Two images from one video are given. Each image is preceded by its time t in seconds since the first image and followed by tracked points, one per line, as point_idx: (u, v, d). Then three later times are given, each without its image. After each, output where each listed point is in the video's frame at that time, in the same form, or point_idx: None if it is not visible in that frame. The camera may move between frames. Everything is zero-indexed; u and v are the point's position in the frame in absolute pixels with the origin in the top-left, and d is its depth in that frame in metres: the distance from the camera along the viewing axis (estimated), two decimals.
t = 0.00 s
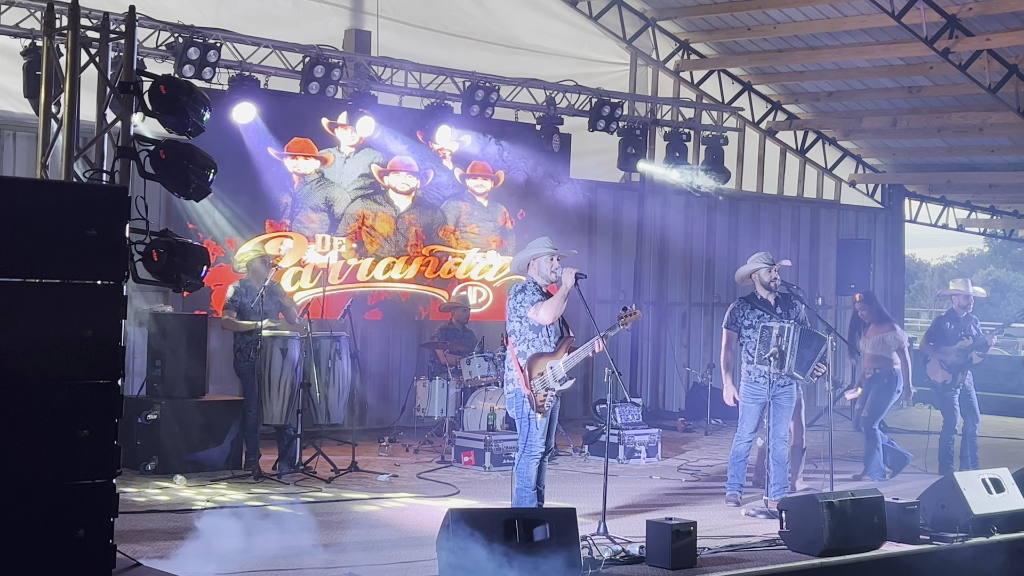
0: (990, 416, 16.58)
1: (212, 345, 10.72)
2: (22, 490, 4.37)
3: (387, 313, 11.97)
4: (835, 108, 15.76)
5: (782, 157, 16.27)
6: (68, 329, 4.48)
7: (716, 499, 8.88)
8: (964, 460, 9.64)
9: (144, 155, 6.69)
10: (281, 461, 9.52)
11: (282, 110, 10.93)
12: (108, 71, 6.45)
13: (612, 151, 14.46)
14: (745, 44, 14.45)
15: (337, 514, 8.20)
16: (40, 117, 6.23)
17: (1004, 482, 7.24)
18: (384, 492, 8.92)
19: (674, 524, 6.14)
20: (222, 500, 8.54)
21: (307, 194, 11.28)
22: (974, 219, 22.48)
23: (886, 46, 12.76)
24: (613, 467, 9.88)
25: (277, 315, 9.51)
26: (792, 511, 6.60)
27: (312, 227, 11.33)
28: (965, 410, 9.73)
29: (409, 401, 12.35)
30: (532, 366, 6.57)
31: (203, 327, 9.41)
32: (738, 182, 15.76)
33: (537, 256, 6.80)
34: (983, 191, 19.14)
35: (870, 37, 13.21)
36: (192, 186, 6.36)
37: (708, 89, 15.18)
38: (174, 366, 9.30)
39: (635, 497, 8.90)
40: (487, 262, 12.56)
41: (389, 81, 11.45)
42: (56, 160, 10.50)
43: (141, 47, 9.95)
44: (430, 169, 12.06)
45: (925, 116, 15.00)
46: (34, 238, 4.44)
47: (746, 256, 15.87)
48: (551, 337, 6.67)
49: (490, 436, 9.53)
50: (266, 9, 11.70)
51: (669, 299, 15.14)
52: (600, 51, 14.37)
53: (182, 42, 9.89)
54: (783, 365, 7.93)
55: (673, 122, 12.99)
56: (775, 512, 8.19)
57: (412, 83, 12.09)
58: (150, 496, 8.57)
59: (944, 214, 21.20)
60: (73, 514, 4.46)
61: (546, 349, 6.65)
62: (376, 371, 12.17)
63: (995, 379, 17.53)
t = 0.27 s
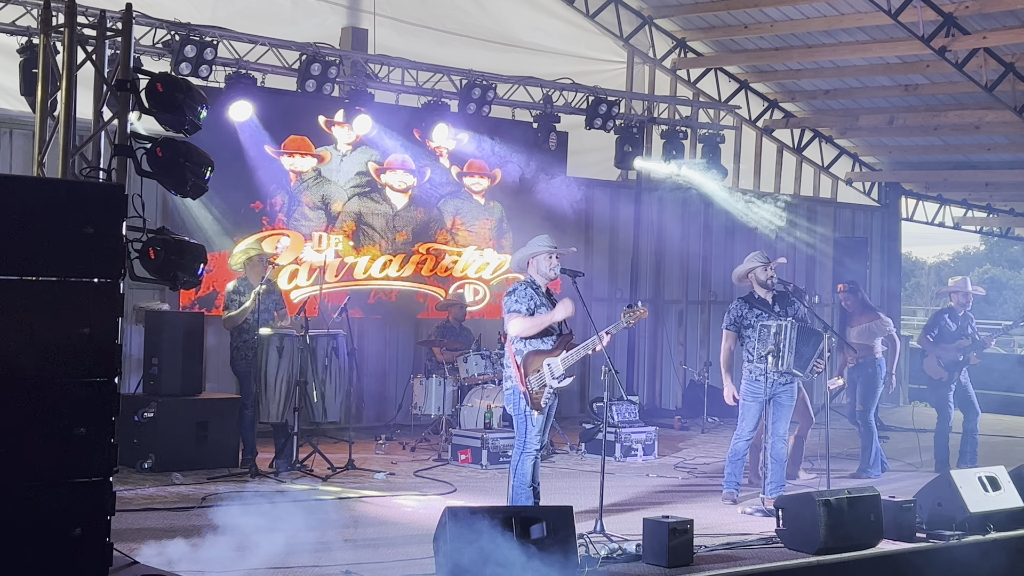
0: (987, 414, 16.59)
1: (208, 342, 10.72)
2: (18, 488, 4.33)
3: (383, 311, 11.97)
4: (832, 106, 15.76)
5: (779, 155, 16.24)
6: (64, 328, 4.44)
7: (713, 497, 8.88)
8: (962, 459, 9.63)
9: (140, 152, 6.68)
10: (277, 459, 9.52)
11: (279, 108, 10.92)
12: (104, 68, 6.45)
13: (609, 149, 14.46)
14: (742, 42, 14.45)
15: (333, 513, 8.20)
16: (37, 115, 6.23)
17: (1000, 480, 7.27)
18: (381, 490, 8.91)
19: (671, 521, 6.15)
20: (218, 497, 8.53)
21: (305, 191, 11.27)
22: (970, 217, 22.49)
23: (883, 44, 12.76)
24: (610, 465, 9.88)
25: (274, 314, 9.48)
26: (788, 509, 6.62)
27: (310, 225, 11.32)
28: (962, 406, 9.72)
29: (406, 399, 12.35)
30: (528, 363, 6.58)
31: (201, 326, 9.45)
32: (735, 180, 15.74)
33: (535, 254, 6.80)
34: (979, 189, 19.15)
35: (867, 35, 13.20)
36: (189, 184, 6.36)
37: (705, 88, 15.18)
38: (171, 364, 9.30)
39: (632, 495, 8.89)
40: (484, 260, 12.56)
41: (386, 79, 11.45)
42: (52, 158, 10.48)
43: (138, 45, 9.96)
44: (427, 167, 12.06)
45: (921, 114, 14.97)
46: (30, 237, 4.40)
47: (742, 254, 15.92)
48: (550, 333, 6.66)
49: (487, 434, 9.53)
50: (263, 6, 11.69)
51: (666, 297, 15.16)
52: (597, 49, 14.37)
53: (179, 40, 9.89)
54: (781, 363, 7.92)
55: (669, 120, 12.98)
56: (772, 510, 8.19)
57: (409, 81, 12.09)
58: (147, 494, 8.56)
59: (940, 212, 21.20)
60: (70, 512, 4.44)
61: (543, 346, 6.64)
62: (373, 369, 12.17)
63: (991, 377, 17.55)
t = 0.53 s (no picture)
0: (982, 412, 16.60)
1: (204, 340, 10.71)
2: (14, 489, 4.21)
3: (379, 308, 11.98)
4: (827, 104, 15.76)
5: (774, 152, 16.22)
6: (61, 326, 4.30)
7: (709, 495, 8.89)
8: (957, 457, 9.62)
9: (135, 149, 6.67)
10: (272, 457, 9.52)
11: (275, 105, 10.90)
12: (99, 65, 6.43)
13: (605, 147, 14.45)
14: (737, 40, 14.44)
15: (329, 511, 8.19)
16: (32, 112, 6.21)
17: (995, 478, 7.28)
18: (377, 488, 8.91)
19: (667, 519, 6.15)
20: (214, 496, 8.53)
21: (300, 189, 11.28)
22: (965, 214, 22.50)
23: (878, 42, 12.75)
24: (606, 463, 9.87)
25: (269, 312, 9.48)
26: (784, 506, 6.63)
27: (305, 222, 11.32)
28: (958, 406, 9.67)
29: (401, 397, 12.36)
30: (522, 360, 6.61)
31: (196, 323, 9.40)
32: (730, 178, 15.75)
33: (532, 252, 6.76)
34: (974, 187, 19.15)
35: (862, 33, 13.19)
36: (184, 182, 6.36)
37: (700, 86, 15.19)
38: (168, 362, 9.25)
39: (627, 493, 8.89)
40: (479, 258, 12.55)
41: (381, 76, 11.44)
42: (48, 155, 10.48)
43: (134, 42, 9.94)
44: (423, 165, 12.04)
45: (917, 112, 14.91)
46: (24, 234, 4.27)
47: (738, 253, 15.93)
48: (544, 330, 6.72)
49: (482, 432, 9.52)
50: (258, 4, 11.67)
51: (661, 295, 15.18)
52: (593, 47, 14.37)
53: (174, 37, 9.87)
54: (778, 362, 7.91)
55: (665, 118, 12.98)
56: (767, 508, 8.22)
57: (405, 79, 12.09)
58: (142, 492, 8.56)
59: (935, 210, 21.19)
60: (68, 513, 4.29)
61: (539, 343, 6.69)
62: (368, 367, 12.17)
63: (987, 375, 17.55)
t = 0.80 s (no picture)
0: (976, 409, 16.62)
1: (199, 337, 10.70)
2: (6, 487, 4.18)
3: (374, 306, 11.98)
4: (822, 101, 15.76)
5: (769, 150, 16.22)
6: (53, 323, 4.28)
7: (703, 492, 8.90)
8: (951, 455, 9.61)
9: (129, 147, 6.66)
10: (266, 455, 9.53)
11: (268, 103, 10.87)
12: (94, 63, 6.41)
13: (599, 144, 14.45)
14: (731, 37, 14.45)
15: (324, 508, 8.20)
16: (26, 110, 6.20)
17: (989, 475, 7.30)
18: (371, 485, 8.92)
19: (660, 516, 6.18)
20: (209, 493, 8.53)
21: (294, 186, 11.28)
22: (959, 212, 22.52)
23: (872, 40, 12.75)
24: (600, 460, 9.88)
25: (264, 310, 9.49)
26: (777, 503, 6.64)
27: (299, 220, 11.32)
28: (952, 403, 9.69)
29: (396, 394, 12.36)
30: (515, 358, 6.63)
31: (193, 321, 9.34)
32: (724, 175, 15.80)
33: (529, 249, 6.80)
34: (968, 184, 19.16)
35: (856, 30, 13.19)
36: (178, 180, 6.35)
37: (695, 83, 15.20)
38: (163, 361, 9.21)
39: (621, 490, 8.90)
40: (474, 255, 12.53)
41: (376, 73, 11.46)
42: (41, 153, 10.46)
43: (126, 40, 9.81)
44: (418, 162, 12.04)
45: (911, 109, 14.91)
46: (18, 233, 4.23)
47: (732, 250, 15.94)
48: (538, 329, 6.71)
49: (477, 429, 9.53)
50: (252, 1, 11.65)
51: (655, 292, 15.19)
52: (587, 44, 14.37)
53: (168, 35, 9.85)
54: (775, 360, 7.83)
55: (659, 115, 12.98)
56: (761, 505, 8.24)
57: (400, 76, 12.08)
58: (136, 490, 8.57)
59: (929, 207, 21.20)
60: (58, 510, 4.29)
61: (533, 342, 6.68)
62: (363, 364, 12.17)
63: (981, 372, 17.57)
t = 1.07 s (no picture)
0: (968, 406, 16.65)
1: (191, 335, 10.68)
2: None
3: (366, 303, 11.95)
4: (814, 99, 15.78)
5: (760, 148, 16.30)
6: (44, 320, 4.25)
7: (695, 489, 8.91)
8: (941, 451, 9.63)
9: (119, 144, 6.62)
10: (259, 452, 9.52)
11: (260, 101, 10.96)
12: (84, 59, 6.35)
13: (592, 141, 14.45)
14: (723, 35, 14.45)
15: (317, 505, 8.19)
16: (15, 107, 6.19)
17: (980, 471, 7.30)
18: (363, 482, 8.91)
19: (653, 513, 6.17)
20: (201, 491, 8.52)
21: (286, 183, 11.24)
22: (950, 209, 22.56)
23: (864, 37, 12.76)
24: (592, 457, 9.88)
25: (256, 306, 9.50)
26: (769, 501, 6.66)
27: (291, 217, 11.29)
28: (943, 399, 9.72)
29: (388, 392, 12.34)
30: (507, 355, 6.64)
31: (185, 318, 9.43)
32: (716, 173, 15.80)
33: (522, 247, 6.76)
34: (959, 181, 19.19)
35: (848, 28, 13.22)
36: (169, 178, 6.31)
37: (687, 80, 15.21)
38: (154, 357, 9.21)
39: (614, 487, 8.91)
40: (466, 252, 12.51)
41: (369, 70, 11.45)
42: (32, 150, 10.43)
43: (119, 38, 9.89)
44: (410, 159, 12.03)
45: (903, 107, 14.92)
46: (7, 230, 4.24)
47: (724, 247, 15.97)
48: (531, 326, 6.73)
49: (469, 426, 9.52)
50: None
51: (648, 289, 15.21)
52: (580, 41, 14.37)
53: (160, 32, 9.82)
54: (767, 356, 7.85)
55: (651, 112, 12.98)
56: (753, 501, 8.24)
57: (392, 73, 12.06)
58: (128, 487, 8.55)
59: (921, 204, 21.22)
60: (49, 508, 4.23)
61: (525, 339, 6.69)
62: (355, 361, 12.16)
63: (973, 369, 17.61)
